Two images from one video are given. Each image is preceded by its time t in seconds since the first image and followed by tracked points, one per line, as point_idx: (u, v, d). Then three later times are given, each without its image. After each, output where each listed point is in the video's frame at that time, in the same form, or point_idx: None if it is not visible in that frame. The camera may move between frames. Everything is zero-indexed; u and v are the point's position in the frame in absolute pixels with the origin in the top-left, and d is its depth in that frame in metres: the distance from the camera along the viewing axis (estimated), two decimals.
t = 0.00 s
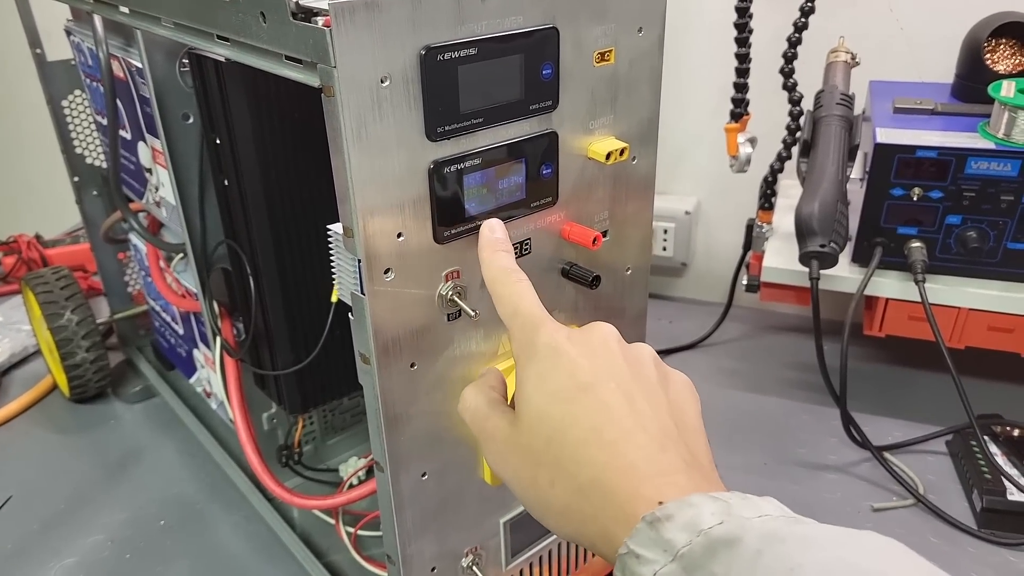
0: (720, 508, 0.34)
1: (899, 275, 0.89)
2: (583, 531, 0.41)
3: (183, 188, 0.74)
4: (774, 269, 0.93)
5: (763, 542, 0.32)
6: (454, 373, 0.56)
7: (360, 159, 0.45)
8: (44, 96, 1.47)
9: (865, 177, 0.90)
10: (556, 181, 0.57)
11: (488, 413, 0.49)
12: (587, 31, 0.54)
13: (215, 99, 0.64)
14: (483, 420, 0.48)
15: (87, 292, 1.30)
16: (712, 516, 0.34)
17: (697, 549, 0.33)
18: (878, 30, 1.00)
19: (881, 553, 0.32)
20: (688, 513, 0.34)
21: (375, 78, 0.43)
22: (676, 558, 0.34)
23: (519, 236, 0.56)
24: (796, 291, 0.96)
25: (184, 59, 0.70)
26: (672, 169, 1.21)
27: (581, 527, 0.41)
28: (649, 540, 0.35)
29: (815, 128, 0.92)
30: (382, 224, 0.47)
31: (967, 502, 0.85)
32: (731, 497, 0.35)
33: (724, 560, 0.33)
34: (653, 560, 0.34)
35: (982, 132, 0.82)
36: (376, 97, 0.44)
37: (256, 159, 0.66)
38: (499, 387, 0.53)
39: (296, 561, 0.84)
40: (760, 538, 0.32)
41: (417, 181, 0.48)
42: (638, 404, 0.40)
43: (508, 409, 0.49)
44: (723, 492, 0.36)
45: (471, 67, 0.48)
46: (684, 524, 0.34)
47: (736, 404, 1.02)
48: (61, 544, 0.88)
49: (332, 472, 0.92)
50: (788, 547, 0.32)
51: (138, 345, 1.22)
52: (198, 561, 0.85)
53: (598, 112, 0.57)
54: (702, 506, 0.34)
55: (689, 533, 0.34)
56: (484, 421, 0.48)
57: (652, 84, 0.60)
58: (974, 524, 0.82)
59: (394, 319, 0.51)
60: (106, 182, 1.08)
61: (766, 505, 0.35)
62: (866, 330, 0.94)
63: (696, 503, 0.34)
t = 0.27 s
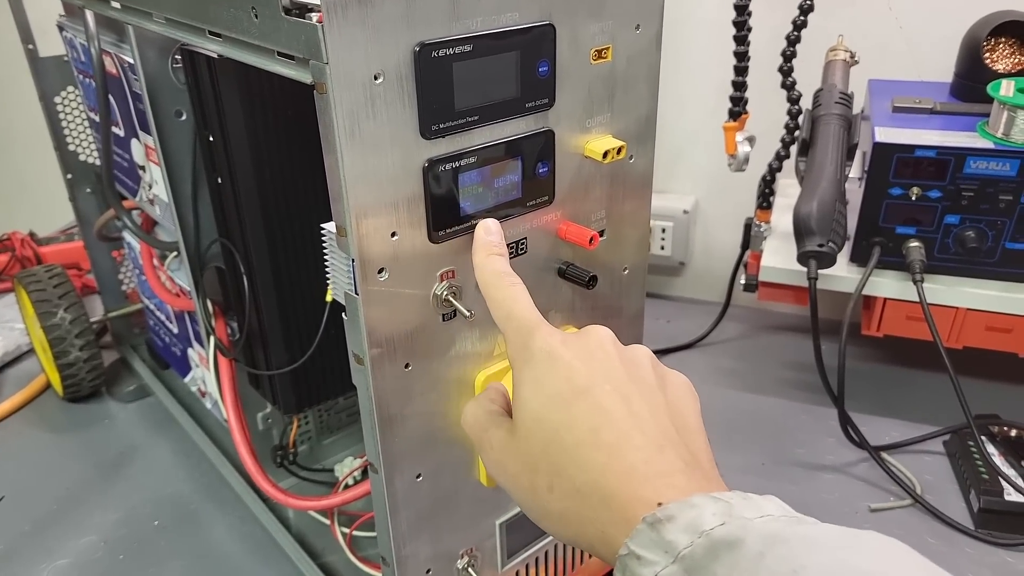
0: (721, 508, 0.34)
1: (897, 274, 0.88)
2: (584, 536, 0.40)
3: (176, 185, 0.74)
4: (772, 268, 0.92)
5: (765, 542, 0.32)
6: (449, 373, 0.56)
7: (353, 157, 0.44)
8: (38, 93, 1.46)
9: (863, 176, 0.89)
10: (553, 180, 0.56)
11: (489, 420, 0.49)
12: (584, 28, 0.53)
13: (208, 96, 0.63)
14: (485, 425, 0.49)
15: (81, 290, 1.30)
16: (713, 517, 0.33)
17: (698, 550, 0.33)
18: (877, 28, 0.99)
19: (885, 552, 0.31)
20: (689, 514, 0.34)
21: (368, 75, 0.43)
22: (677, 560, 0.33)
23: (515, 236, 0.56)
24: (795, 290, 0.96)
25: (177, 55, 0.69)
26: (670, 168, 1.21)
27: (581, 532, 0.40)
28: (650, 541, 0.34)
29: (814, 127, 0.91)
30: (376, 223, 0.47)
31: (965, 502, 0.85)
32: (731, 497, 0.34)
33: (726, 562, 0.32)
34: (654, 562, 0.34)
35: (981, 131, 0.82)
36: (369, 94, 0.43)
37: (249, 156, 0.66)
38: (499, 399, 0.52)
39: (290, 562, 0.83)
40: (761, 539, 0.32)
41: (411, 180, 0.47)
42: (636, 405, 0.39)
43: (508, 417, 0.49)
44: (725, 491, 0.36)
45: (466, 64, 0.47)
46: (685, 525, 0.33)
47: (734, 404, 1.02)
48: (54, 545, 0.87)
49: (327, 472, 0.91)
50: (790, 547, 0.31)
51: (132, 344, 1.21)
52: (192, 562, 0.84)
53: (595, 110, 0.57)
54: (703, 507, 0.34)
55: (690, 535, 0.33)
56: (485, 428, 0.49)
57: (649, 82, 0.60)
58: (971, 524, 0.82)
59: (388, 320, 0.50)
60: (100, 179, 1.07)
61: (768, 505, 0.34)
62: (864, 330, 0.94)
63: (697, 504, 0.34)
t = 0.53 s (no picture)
0: (733, 503, 0.33)
1: (894, 266, 0.87)
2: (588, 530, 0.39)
3: (165, 179, 0.73)
4: (768, 260, 0.92)
5: (778, 537, 0.32)
6: (441, 367, 0.55)
7: (340, 147, 0.43)
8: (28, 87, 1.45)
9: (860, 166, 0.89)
10: (545, 171, 0.55)
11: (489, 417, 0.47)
12: (576, 16, 0.52)
13: (195, 87, 0.62)
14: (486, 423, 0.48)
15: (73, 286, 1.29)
16: (725, 511, 0.33)
17: (710, 544, 0.32)
18: (874, 18, 0.99)
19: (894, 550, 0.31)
20: (700, 508, 0.33)
21: (355, 63, 0.42)
22: (689, 554, 0.33)
23: (508, 228, 0.55)
24: (791, 283, 0.95)
25: (164, 46, 0.68)
26: (666, 160, 1.20)
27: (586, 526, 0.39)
28: (661, 535, 0.34)
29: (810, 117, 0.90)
30: (365, 215, 0.46)
31: (962, 494, 0.84)
32: (742, 492, 0.34)
33: (738, 556, 0.32)
34: (665, 556, 0.34)
35: (979, 120, 0.81)
36: (356, 82, 0.42)
37: (238, 148, 0.65)
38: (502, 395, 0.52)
39: (285, 559, 0.83)
40: (774, 534, 0.32)
41: (400, 171, 0.47)
42: (644, 399, 0.38)
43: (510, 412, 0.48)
44: (734, 487, 0.36)
45: (456, 53, 0.46)
46: (697, 519, 0.33)
47: (730, 397, 1.01)
48: (46, 542, 0.86)
49: (321, 468, 0.90)
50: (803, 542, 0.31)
51: (125, 340, 1.20)
52: (185, 559, 0.83)
53: (588, 99, 0.56)
54: (715, 501, 0.34)
55: (701, 529, 0.33)
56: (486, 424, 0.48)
57: (643, 71, 0.59)
58: (969, 516, 0.82)
59: (378, 313, 0.49)
60: (90, 174, 1.06)
61: (779, 502, 0.34)
62: (861, 322, 0.93)
63: (708, 498, 0.34)
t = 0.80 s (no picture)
0: (726, 548, 0.33)
1: (901, 249, 0.86)
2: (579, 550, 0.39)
3: (162, 160, 0.72)
4: (773, 244, 0.91)
5: None
6: (444, 352, 0.54)
7: (341, 126, 0.42)
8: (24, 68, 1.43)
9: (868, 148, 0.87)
10: (550, 151, 0.54)
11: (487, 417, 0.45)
12: None
13: (193, 66, 0.61)
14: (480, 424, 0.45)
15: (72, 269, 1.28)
16: (718, 556, 0.33)
17: None
18: None
19: None
20: (693, 551, 0.33)
21: (356, 38, 0.41)
22: None
23: (511, 209, 0.54)
24: (795, 266, 0.93)
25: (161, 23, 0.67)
26: (669, 142, 1.19)
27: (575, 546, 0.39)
28: None
29: (818, 98, 0.89)
30: (367, 196, 0.45)
31: (967, 480, 0.84)
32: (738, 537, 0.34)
33: None
34: None
35: (989, 101, 0.80)
36: (357, 59, 0.41)
37: (236, 129, 0.64)
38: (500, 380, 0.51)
39: (286, 543, 0.82)
40: None
41: (402, 150, 0.46)
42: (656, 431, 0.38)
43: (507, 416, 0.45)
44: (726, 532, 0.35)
45: (459, 28, 0.45)
46: (690, 562, 0.33)
47: (733, 381, 1.00)
48: (46, 526, 0.86)
49: (322, 452, 0.90)
50: None
51: (124, 323, 1.20)
52: (186, 543, 0.83)
53: (594, 77, 0.55)
54: (708, 545, 0.33)
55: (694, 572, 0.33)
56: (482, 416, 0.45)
57: (650, 49, 0.58)
58: (973, 502, 0.81)
59: (380, 296, 0.48)
60: (88, 155, 1.04)
61: (769, 551, 0.34)
62: (866, 307, 0.92)
63: (702, 541, 0.33)
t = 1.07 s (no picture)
0: (683, 450, 0.32)
1: (903, 243, 0.86)
2: (570, 438, 0.37)
3: (164, 154, 0.71)
4: (775, 238, 0.91)
5: (725, 488, 0.30)
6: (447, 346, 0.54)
7: (345, 120, 0.42)
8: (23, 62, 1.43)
9: (870, 142, 0.87)
10: (554, 145, 0.54)
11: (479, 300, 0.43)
12: None
13: (195, 59, 0.61)
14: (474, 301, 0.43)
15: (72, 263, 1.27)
16: (675, 457, 0.32)
17: (659, 492, 0.31)
18: None
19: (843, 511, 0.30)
20: (650, 453, 0.32)
21: (360, 32, 0.41)
22: (639, 501, 0.32)
23: (514, 203, 0.54)
24: (797, 260, 0.93)
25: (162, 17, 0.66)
26: (671, 136, 1.18)
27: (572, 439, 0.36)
28: (614, 482, 0.33)
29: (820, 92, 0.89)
30: (370, 190, 0.45)
31: (969, 474, 0.84)
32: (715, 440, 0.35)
33: (687, 506, 0.31)
34: (615, 502, 0.33)
35: (992, 95, 0.80)
36: (361, 53, 0.41)
37: (238, 123, 0.63)
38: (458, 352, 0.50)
39: (288, 538, 0.82)
40: (722, 484, 0.31)
41: (406, 144, 0.45)
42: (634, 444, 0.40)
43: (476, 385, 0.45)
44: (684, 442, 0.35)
45: (463, 22, 0.45)
46: (647, 465, 0.32)
47: (734, 376, 1.00)
48: (48, 521, 0.86)
49: (324, 447, 0.90)
50: (749, 493, 0.30)
51: (125, 318, 1.20)
52: (188, 537, 0.83)
53: (598, 71, 0.54)
54: (664, 447, 0.32)
55: (652, 476, 0.32)
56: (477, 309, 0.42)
57: (654, 43, 0.57)
58: (975, 496, 0.81)
59: (384, 290, 0.48)
60: (88, 149, 1.04)
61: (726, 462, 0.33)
62: (869, 301, 0.92)
63: (658, 444, 0.33)
